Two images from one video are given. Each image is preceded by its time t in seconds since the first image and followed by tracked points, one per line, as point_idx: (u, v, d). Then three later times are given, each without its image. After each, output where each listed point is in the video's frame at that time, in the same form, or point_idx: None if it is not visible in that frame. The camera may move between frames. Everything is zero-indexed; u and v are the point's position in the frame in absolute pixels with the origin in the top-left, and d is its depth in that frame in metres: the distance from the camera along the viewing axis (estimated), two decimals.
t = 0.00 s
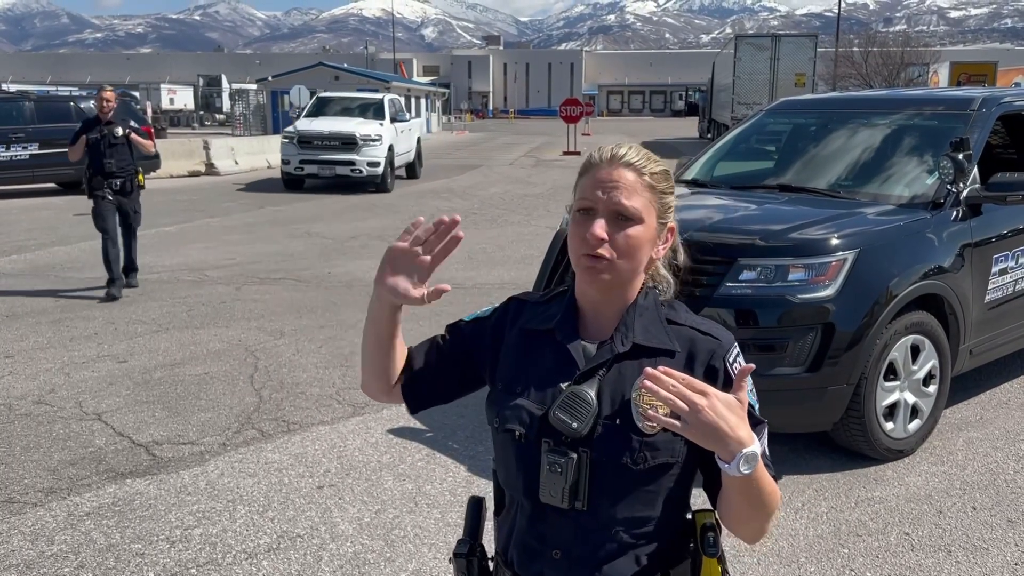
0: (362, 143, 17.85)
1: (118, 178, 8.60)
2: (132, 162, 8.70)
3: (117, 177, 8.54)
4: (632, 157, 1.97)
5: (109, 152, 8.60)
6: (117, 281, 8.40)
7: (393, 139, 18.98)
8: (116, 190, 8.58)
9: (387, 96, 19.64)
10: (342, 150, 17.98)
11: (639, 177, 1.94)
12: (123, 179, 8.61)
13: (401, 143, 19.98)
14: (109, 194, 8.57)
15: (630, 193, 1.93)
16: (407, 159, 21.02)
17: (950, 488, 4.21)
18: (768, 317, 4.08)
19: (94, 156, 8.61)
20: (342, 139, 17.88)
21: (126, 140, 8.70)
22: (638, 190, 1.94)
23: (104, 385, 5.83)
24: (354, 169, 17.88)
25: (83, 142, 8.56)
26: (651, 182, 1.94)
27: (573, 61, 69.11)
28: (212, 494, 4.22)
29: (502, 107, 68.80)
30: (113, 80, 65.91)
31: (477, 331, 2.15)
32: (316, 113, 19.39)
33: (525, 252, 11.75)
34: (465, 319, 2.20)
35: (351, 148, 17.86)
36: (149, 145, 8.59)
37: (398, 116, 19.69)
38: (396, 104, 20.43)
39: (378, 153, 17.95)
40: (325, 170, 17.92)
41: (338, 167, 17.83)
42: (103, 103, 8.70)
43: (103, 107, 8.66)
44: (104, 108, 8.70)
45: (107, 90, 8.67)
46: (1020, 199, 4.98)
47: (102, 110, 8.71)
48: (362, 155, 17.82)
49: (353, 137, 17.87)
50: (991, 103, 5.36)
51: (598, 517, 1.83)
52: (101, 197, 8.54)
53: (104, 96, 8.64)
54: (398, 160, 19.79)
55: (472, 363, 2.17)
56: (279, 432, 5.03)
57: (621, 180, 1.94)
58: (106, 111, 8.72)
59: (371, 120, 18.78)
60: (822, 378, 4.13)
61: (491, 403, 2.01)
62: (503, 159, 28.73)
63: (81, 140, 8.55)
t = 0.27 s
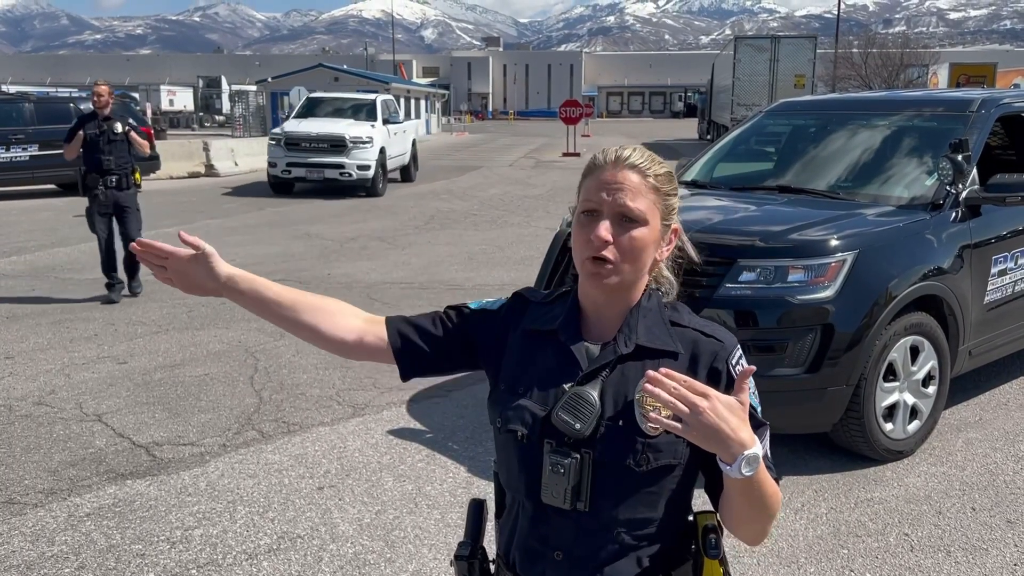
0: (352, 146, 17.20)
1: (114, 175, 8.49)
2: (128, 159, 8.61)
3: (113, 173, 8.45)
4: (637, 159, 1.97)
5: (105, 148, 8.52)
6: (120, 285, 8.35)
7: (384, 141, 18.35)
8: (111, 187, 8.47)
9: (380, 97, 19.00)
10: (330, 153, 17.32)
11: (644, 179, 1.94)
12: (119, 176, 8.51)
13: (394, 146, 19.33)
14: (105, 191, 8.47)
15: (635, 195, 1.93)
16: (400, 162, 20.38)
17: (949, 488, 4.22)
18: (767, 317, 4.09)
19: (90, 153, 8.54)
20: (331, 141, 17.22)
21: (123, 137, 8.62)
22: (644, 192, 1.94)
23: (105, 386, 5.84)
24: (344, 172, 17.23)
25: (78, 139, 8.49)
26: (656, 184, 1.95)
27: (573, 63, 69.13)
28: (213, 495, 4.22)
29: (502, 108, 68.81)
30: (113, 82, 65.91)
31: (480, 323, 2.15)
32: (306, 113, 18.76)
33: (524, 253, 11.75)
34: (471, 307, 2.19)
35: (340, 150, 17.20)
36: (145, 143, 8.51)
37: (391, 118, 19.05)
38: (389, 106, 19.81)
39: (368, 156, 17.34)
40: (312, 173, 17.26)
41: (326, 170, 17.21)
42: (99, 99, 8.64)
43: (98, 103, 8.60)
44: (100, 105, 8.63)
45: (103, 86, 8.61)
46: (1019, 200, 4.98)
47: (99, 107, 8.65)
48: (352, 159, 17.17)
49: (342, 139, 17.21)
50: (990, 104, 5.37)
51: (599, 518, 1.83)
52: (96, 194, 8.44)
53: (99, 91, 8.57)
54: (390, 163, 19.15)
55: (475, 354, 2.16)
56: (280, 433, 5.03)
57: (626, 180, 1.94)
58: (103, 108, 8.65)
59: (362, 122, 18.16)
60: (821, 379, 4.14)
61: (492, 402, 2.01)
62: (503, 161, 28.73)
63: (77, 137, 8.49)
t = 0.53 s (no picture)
0: (337, 149, 16.67)
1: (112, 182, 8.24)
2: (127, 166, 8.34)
3: (112, 180, 8.17)
4: (637, 159, 1.97)
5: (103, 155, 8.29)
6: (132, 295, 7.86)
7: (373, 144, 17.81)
8: (109, 195, 8.23)
9: (369, 98, 18.47)
10: (314, 155, 16.78)
11: (644, 179, 1.95)
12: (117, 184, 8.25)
13: (384, 149, 18.82)
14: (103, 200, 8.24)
15: (635, 195, 1.93)
16: (393, 165, 19.79)
17: (948, 490, 4.21)
18: (767, 319, 4.09)
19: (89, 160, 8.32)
20: (315, 143, 16.69)
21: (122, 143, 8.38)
22: (643, 192, 1.94)
23: (103, 388, 5.83)
24: (328, 176, 16.70)
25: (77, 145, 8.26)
26: (656, 184, 1.95)
27: (572, 64, 69.14)
28: (212, 496, 4.22)
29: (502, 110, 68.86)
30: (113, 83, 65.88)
31: (480, 325, 2.14)
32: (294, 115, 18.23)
33: (524, 254, 11.76)
34: (467, 311, 2.19)
35: (324, 153, 16.67)
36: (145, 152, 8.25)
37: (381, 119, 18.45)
38: (381, 106, 19.19)
39: (354, 159, 16.81)
40: (295, 177, 16.73)
41: (311, 174, 16.70)
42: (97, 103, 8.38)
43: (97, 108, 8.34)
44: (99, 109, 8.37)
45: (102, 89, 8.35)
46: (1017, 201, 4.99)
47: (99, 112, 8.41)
48: (337, 162, 16.64)
49: (327, 142, 16.67)
50: (989, 105, 5.37)
51: (600, 521, 1.82)
52: (94, 202, 8.23)
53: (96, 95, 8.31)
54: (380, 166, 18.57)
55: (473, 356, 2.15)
56: (279, 435, 5.03)
57: (625, 180, 1.94)
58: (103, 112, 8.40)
59: (350, 124, 17.58)
60: (821, 380, 4.13)
61: (490, 407, 2.00)
62: (502, 162, 28.74)
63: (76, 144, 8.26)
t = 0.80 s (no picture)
0: (319, 152, 16.02)
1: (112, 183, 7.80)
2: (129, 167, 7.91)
3: (110, 180, 7.75)
4: (635, 160, 1.97)
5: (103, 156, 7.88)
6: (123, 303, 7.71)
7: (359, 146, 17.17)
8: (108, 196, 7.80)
9: (357, 99, 17.80)
10: (295, 158, 16.15)
11: (642, 180, 1.95)
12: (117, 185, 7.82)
13: (373, 152, 18.18)
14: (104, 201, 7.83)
15: (635, 195, 1.93)
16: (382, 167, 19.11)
17: (948, 491, 4.21)
18: (766, 320, 4.08)
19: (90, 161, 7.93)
20: (296, 146, 16.05)
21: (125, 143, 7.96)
22: (642, 192, 1.94)
23: (102, 389, 5.83)
24: (310, 180, 16.08)
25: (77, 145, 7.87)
26: (654, 184, 1.95)
27: (572, 65, 69.16)
28: (211, 498, 4.22)
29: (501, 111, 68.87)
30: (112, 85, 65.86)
31: (480, 327, 2.13)
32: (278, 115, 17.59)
33: (524, 255, 11.76)
34: (466, 313, 2.19)
35: (305, 156, 16.03)
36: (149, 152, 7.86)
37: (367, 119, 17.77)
38: (370, 107, 18.48)
39: (337, 162, 16.15)
40: (276, 180, 16.12)
41: (291, 177, 16.09)
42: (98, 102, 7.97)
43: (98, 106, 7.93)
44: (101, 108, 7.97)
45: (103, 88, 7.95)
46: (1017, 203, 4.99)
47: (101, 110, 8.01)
48: (318, 165, 16.00)
49: (308, 144, 16.01)
50: (988, 107, 5.38)
51: (601, 525, 1.80)
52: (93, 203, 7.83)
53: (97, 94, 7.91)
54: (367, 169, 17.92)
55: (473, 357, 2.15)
56: (278, 436, 5.02)
57: (624, 181, 1.94)
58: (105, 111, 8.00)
59: (333, 125, 16.93)
60: (820, 381, 4.13)
61: (490, 409, 1.99)
62: (502, 163, 28.74)
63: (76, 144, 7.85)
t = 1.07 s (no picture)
0: (295, 155, 15.33)
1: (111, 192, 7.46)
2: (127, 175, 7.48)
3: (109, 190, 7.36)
4: (631, 158, 1.97)
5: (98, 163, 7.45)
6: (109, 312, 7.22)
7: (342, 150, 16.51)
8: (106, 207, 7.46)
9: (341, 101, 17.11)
10: (271, 161, 15.47)
11: (639, 177, 1.95)
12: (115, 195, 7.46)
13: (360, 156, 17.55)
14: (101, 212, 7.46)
15: (631, 192, 1.93)
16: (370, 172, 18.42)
17: (947, 492, 4.21)
18: (766, 321, 4.08)
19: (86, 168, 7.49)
20: (271, 149, 15.37)
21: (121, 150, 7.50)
22: (639, 190, 1.94)
23: (102, 390, 5.83)
24: (286, 185, 15.41)
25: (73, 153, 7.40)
26: (651, 182, 1.95)
27: (571, 67, 69.20)
28: (210, 499, 4.22)
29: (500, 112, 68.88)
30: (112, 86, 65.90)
31: (479, 328, 2.13)
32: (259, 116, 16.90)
33: (523, 257, 11.77)
34: (465, 314, 2.18)
35: (281, 160, 15.35)
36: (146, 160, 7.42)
37: (352, 122, 17.03)
38: (357, 108, 17.72)
39: (315, 167, 15.50)
40: (250, 185, 15.46)
41: (266, 182, 15.41)
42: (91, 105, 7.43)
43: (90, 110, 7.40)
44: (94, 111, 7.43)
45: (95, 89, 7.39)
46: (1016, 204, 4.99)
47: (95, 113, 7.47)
48: (295, 170, 15.33)
49: (284, 148, 15.33)
50: (987, 108, 5.38)
51: (601, 527, 1.80)
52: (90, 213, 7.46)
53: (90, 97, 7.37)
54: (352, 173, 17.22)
55: (472, 357, 2.14)
56: (277, 437, 5.03)
57: (621, 179, 1.94)
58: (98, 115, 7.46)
59: (314, 128, 16.23)
60: (819, 382, 4.13)
61: (490, 411, 1.98)
62: (501, 165, 28.76)
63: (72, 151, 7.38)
